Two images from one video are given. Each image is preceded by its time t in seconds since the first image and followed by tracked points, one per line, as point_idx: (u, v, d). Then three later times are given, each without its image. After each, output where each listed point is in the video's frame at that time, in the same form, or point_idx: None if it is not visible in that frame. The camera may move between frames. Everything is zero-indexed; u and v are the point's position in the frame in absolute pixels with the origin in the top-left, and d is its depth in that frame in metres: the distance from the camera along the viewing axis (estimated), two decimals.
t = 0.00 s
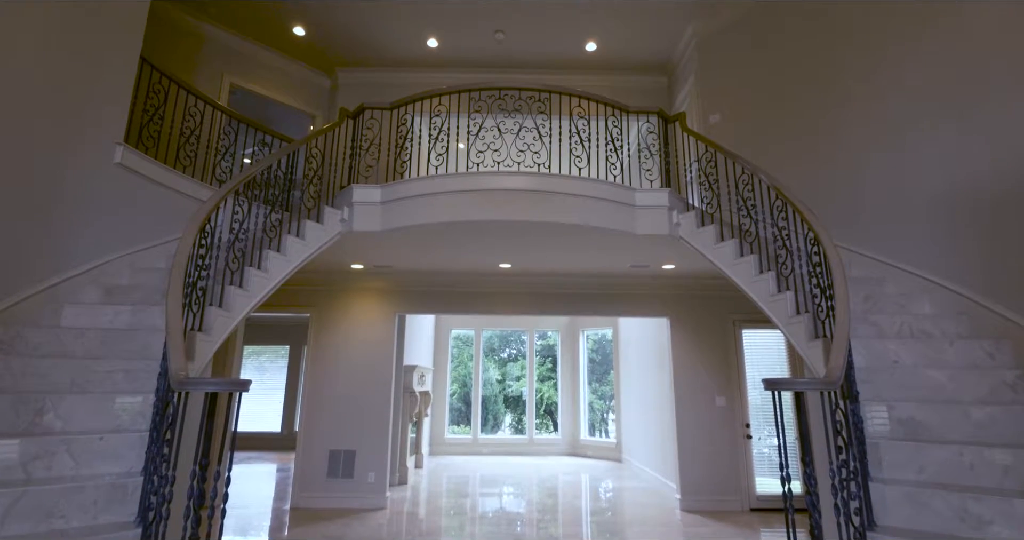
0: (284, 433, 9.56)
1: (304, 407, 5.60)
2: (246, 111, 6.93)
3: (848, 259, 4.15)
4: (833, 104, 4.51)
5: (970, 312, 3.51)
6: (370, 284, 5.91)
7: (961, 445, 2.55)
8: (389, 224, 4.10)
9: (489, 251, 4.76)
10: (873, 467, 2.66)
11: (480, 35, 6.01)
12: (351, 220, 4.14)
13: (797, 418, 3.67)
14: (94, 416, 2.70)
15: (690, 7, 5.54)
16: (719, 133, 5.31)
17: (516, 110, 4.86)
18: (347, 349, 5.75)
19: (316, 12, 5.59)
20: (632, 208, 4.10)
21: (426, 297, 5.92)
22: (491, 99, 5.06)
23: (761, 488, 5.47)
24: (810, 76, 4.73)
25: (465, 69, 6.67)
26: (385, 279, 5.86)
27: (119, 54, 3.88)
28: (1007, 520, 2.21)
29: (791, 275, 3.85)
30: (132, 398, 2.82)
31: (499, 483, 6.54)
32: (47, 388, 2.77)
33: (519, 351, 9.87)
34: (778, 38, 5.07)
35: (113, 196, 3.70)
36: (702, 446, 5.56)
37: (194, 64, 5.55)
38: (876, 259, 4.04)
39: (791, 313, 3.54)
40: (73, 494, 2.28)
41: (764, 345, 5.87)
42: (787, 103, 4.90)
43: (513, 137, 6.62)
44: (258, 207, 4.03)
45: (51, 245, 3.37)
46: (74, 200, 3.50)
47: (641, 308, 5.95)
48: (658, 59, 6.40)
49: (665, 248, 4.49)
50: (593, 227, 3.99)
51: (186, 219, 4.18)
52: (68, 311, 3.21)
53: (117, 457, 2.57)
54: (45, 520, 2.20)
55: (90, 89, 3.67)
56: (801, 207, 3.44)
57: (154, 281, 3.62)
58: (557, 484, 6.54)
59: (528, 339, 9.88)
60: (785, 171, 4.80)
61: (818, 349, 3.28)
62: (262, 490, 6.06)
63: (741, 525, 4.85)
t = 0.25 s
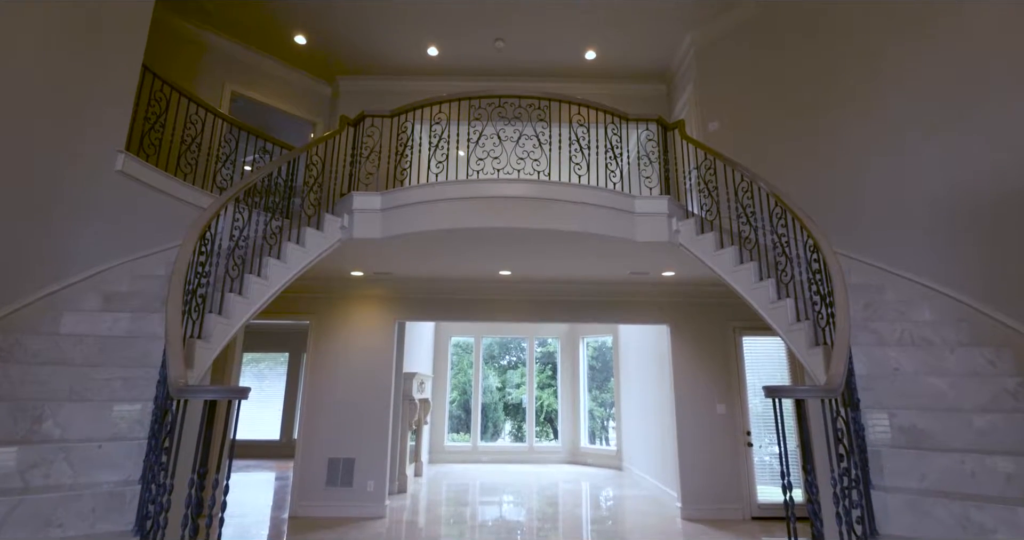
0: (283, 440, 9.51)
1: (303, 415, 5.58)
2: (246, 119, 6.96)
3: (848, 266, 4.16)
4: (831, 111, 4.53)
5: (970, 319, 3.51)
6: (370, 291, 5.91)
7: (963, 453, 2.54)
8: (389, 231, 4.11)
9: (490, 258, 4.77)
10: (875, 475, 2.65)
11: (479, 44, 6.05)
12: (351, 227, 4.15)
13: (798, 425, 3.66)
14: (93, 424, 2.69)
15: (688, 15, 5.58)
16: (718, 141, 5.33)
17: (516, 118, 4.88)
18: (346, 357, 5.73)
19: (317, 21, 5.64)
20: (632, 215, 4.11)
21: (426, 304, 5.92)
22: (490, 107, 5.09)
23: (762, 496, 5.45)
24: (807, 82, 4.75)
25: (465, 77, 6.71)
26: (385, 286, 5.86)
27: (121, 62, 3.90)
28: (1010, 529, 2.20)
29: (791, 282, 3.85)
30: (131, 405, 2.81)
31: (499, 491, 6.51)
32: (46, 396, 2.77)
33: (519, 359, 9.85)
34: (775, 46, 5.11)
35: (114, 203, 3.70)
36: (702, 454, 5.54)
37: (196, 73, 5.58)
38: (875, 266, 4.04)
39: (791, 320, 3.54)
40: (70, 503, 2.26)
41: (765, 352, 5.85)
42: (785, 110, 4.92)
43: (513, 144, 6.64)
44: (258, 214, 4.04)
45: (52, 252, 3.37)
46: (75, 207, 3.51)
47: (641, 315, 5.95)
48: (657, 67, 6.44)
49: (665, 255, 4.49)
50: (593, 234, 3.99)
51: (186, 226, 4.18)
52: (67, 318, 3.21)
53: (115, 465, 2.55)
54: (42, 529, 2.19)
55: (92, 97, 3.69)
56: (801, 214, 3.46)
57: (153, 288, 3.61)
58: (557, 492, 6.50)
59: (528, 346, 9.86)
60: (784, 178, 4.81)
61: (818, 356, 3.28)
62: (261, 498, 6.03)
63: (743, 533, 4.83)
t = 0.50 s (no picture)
0: (281, 449, 9.46)
1: (302, 423, 5.56)
2: (247, 126, 6.99)
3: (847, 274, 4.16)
4: (830, 114, 4.52)
5: (970, 326, 3.50)
6: (370, 298, 5.91)
7: (965, 461, 2.53)
8: (389, 238, 4.11)
9: (489, 265, 4.77)
10: (876, 483, 2.63)
11: (479, 52, 6.09)
12: (351, 234, 4.15)
13: (800, 433, 3.64)
14: (91, 432, 2.68)
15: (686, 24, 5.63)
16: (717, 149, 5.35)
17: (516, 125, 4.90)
18: (346, 364, 5.72)
19: (318, 30, 5.68)
20: (631, 222, 4.12)
21: (426, 311, 5.91)
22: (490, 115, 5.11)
23: (764, 505, 5.41)
24: (805, 89, 4.77)
25: (465, 85, 6.74)
26: (384, 293, 5.86)
27: (123, 71, 3.93)
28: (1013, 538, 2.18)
29: (791, 289, 3.85)
30: (130, 413, 2.80)
31: (499, 499, 6.47)
32: (44, 403, 2.76)
33: (519, 366, 9.83)
34: (772, 54, 5.14)
35: (114, 211, 3.71)
36: (703, 462, 5.51)
37: (197, 82, 5.61)
38: (874, 273, 4.04)
39: (791, 327, 3.54)
40: (67, 511, 2.25)
41: (765, 359, 5.85)
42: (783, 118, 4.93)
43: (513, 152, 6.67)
44: (258, 222, 4.04)
45: (52, 259, 3.37)
46: (75, 215, 3.51)
47: (641, 322, 5.94)
48: (655, 75, 6.47)
49: (665, 262, 4.49)
50: (592, 241, 4.00)
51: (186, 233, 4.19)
52: (66, 325, 3.20)
53: (113, 473, 2.54)
54: (39, 538, 2.17)
55: (94, 107, 3.71)
56: (800, 221, 3.46)
57: (152, 295, 3.61)
58: (557, 501, 6.46)
59: (528, 353, 9.84)
60: (783, 186, 4.82)
61: (818, 363, 3.27)
62: (260, 507, 5.99)
63: None
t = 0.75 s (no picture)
0: (280, 457, 9.41)
1: (301, 431, 5.54)
2: (248, 135, 7.02)
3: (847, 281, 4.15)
4: (828, 122, 4.55)
5: (971, 334, 3.50)
6: (369, 305, 5.90)
7: (967, 469, 2.52)
8: (389, 246, 4.11)
9: (489, 273, 4.77)
10: (878, 492, 2.62)
11: (479, 61, 6.14)
12: (351, 241, 4.16)
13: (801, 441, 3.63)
14: (89, 440, 2.67)
15: (684, 33, 5.68)
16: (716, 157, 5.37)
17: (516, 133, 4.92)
18: (345, 372, 5.71)
19: (319, 39, 5.73)
20: (631, 229, 4.12)
21: (426, 318, 5.91)
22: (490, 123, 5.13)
23: (766, 514, 5.38)
24: (803, 97, 4.80)
25: (464, 93, 6.78)
26: (384, 301, 5.85)
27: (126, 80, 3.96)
28: None
29: (791, 296, 3.85)
30: (128, 421, 2.79)
31: (499, 509, 6.42)
32: (42, 411, 2.75)
33: (518, 374, 9.80)
34: (770, 63, 5.18)
35: (114, 219, 3.71)
36: (704, 471, 5.48)
37: (199, 91, 5.64)
38: (874, 280, 4.04)
39: (791, 335, 3.53)
40: (64, 521, 2.24)
41: (765, 367, 5.83)
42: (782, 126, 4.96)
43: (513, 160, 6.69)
44: (259, 230, 4.05)
45: (51, 267, 3.37)
46: (76, 223, 3.51)
47: (641, 330, 5.94)
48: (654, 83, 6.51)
49: (664, 270, 4.50)
50: (592, 249, 4.00)
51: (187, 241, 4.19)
52: (66, 333, 3.20)
53: (110, 482, 2.53)
54: None
55: (96, 115, 3.73)
56: (799, 229, 3.47)
57: (152, 303, 3.61)
58: (557, 510, 6.42)
59: (528, 361, 9.82)
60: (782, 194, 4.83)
61: (819, 371, 3.27)
62: (258, 516, 5.95)
63: None
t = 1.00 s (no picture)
0: (279, 466, 9.35)
1: (300, 440, 5.51)
2: (248, 143, 7.05)
3: (847, 289, 4.15)
4: (826, 130, 4.57)
5: (972, 342, 3.49)
6: (369, 313, 5.90)
7: (969, 478, 2.50)
8: (389, 254, 4.12)
9: (488, 281, 4.77)
10: (881, 502, 2.60)
11: (479, 71, 6.18)
12: (351, 249, 4.16)
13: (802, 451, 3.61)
14: (87, 449, 2.66)
15: (682, 43, 5.73)
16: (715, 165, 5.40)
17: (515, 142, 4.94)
18: (344, 380, 5.69)
19: (320, 49, 5.78)
20: (630, 237, 4.13)
21: (426, 326, 5.90)
22: (490, 131, 5.15)
23: (767, 523, 5.34)
24: (801, 105, 4.83)
25: (464, 102, 6.82)
26: (384, 308, 5.85)
27: (128, 89, 3.99)
28: None
29: (791, 304, 3.85)
30: (126, 430, 2.78)
31: (498, 518, 6.38)
32: (40, 420, 2.74)
33: (518, 382, 9.77)
34: (768, 72, 5.22)
35: (114, 226, 3.71)
36: (705, 480, 5.45)
37: (201, 100, 5.68)
38: (875, 288, 4.04)
39: (791, 343, 3.53)
40: (61, 531, 2.22)
41: (766, 375, 5.81)
42: (780, 134, 4.98)
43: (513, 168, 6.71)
44: (259, 237, 4.05)
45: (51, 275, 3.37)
46: (76, 230, 3.51)
47: (641, 338, 5.93)
48: (653, 92, 6.55)
49: (664, 278, 4.50)
50: (592, 257, 4.01)
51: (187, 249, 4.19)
52: (65, 341, 3.19)
53: (108, 492, 2.51)
54: None
55: (97, 123, 3.75)
56: (799, 236, 3.48)
57: (151, 311, 3.60)
58: (558, 519, 6.37)
59: (528, 369, 9.80)
60: (782, 202, 4.84)
61: (819, 379, 3.26)
62: (257, 526, 5.91)
63: None
